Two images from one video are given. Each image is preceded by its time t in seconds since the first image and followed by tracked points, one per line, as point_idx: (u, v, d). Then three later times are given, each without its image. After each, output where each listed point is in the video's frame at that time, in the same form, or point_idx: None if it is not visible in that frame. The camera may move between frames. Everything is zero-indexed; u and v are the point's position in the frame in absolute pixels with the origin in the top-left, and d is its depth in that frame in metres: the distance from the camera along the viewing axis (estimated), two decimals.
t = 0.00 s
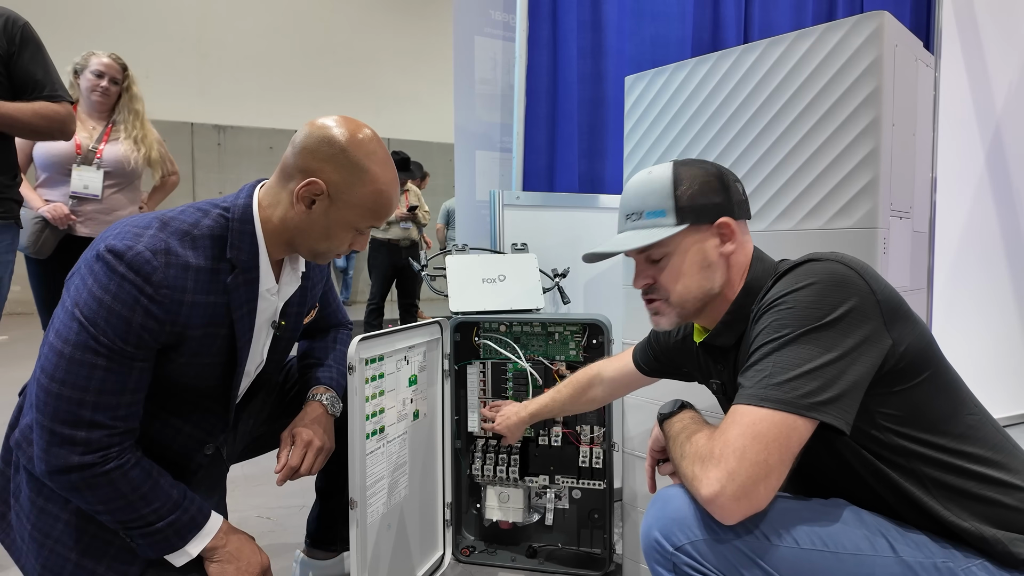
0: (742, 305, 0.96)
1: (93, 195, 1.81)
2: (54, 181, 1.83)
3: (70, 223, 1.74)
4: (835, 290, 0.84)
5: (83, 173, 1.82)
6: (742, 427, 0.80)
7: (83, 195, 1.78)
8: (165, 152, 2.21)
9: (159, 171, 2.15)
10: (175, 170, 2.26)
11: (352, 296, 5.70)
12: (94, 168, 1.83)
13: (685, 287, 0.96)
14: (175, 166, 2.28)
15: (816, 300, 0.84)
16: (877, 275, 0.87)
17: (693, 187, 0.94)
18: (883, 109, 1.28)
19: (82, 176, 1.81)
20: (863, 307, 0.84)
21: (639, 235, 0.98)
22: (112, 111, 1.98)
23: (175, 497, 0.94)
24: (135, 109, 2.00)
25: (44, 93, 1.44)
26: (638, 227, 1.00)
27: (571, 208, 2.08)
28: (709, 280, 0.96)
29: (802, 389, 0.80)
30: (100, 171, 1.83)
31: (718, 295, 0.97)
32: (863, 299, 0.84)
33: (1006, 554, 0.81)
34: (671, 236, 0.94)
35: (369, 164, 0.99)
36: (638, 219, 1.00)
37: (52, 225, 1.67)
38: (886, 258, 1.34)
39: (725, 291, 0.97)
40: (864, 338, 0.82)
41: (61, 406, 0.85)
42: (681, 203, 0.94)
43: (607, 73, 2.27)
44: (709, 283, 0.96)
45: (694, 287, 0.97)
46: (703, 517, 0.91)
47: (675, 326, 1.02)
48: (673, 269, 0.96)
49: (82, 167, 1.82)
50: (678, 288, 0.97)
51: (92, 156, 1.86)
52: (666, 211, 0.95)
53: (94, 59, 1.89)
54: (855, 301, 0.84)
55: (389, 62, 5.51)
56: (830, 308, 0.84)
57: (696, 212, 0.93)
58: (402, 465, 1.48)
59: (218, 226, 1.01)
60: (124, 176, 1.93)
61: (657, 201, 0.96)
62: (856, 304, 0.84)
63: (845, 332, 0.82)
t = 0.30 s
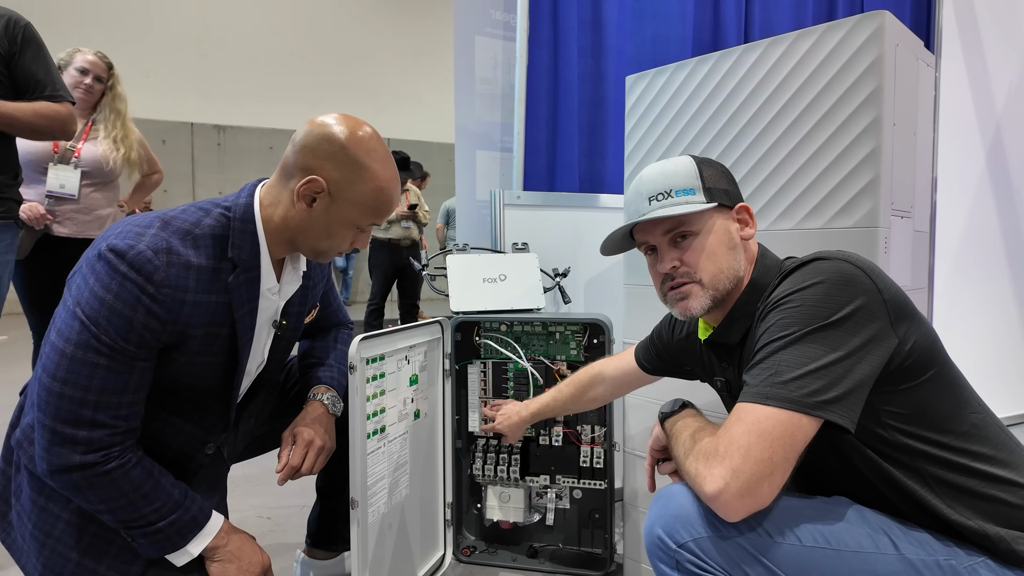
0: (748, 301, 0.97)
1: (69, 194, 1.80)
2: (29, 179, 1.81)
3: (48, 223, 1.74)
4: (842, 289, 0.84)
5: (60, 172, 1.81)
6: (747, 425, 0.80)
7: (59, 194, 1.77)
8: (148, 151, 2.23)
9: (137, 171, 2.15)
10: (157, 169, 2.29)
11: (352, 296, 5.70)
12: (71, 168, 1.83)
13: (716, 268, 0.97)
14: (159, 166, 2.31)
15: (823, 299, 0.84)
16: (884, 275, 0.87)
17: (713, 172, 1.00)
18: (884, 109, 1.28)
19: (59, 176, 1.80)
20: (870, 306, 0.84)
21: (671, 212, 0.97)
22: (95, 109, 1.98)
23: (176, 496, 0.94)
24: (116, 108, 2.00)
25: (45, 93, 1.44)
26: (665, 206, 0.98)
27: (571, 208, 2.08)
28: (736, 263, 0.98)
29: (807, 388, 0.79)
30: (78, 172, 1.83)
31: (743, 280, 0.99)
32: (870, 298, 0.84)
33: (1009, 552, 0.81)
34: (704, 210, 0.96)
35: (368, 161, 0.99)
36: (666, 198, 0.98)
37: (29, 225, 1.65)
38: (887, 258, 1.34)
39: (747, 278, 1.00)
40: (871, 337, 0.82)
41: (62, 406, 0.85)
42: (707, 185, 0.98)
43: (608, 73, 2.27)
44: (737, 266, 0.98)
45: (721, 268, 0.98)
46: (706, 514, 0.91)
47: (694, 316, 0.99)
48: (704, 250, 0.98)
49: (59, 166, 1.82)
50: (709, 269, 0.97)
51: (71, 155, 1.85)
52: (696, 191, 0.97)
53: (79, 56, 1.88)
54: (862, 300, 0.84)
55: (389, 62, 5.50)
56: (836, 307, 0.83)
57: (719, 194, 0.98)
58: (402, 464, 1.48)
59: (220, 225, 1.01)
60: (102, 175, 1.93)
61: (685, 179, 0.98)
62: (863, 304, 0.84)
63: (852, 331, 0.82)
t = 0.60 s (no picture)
0: (748, 301, 0.97)
1: (69, 193, 1.79)
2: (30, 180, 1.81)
3: (51, 224, 1.74)
4: (841, 288, 0.84)
5: (60, 171, 1.81)
6: (746, 422, 0.80)
7: (59, 193, 1.77)
8: (145, 148, 2.22)
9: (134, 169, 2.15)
10: (154, 166, 2.29)
11: (351, 296, 5.70)
12: (72, 166, 1.83)
13: (713, 269, 0.97)
14: (155, 163, 2.31)
15: (821, 297, 0.84)
16: (882, 273, 0.87)
17: (712, 172, 0.99)
18: (884, 108, 1.28)
19: (59, 175, 1.80)
20: (868, 304, 0.84)
21: (668, 213, 0.97)
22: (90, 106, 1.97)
23: (177, 496, 0.94)
24: (109, 103, 1.99)
25: (42, 93, 1.44)
26: (663, 208, 0.98)
27: (572, 208, 2.08)
28: (733, 263, 0.98)
29: (806, 386, 0.80)
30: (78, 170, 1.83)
31: (740, 280, 0.99)
32: (868, 297, 0.84)
33: (1007, 551, 0.82)
34: (701, 211, 0.96)
35: (349, 133, 0.98)
36: (664, 199, 0.98)
37: (33, 226, 1.66)
38: (887, 257, 1.34)
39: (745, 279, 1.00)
40: (869, 335, 0.83)
41: (64, 405, 0.85)
42: (705, 185, 0.98)
43: (608, 72, 2.27)
44: (733, 267, 0.98)
45: (718, 269, 0.98)
46: (706, 512, 0.91)
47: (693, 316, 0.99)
48: (701, 251, 0.97)
49: (60, 164, 1.81)
50: (706, 269, 0.97)
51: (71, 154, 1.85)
52: (693, 192, 0.97)
53: (70, 51, 1.89)
54: (860, 299, 0.84)
55: (389, 61, 5.50)
56: (835, 305, 0.83)
57: (718, 194, 0.98)
58: (402, 464, 1.48)
59: (221, 224, 1.01)
60: (102, 174, 1.92)
61: (683, 180, 0.98)
62: (861, 302, 0.84)
63: (850, 329, 0.82)
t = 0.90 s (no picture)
0: (747, 300, 0.96)
1: (73, 190, 1.78)
2: (36, 179, 1.83)
3: (56, 223, 1.74)
4: (840, 286, 0.84)
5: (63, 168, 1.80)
6: (745, 421, 0.80)
7: (63, 190, 1.76)
8: (154, 144, 2.22)
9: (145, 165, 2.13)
10: (165, 162, 2.29)
11: (351, 296, 5.70)
12: (76, 164, 1.82)
13: (694, 274, 0.97)
14: (166, 160, 2.31)
15: (821, 295, 0.84)
16: (882, 272, 0.87)
17: (707, 173, 0.96)
18: (884, 107, 1.28)
19: (63, 172, 1.78)
20: (867, 303, 0.84)
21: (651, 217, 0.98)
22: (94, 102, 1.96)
23: (177, 495, 0.94)
24: (111, 96, 1.97)
25: (40, 91, 1.44)
26: (649, 212, 0.99)
27: (571, 207, 2.08)
28: (717, 268, 0.97)
29: (805, 384, 0.79)
30: (82, 167, 1.81)
31: (725, 284, 0.98)
32: (867, 295, 0.84)
33: (1007, 550, 0.82)
34: (685, 218, 0.95)
35: (341, 118, 0.98)
36: (650, 204, 0.99)
37: (37, 224, 1.67)
38: (887, 256, 1.34)
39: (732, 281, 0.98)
40: (868, 333, 0.82)
41: (65, 402, 0.85)
42: (693, 189, 0.95)
43: (608, 72, 2.27)
44: (717, 272, 0.97)
45: (701, 274, 0.97)
46: (706, 512, 0.90)
47: (677, 317, 1.00)
48: (683, 257, 0.97)
49: (64, 161, 1.80)
50: (687, 275, 0.97)
51: (75, 152, 1.84)
52: (679, 197, 0.96)
53: (70, 48, 1.90)
54: (859, 297, 0.84)
55: (389, 61, 5.50)
56: (834, 303, 0.83)
57: (709, 198, 0.95)
58: (402, 464, 1.48)
59: (220, 221, 1.01)
60: (108, 171, 1.90)
61: (670, 184, 0.97)
62: (861, 300, 0.84)
63: (849, 327, 0.82)
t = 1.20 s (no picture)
0: (748, 304, 0.95)
1: (76, 190, 1.78)
2: (41, 179, 1.83)
3: (59, 223, 1.73)
4: (841, 289, 0.84)
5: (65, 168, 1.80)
6: (746, 424, 0.80)
7: (65, 190, 1.76)
8: (161, 142, 2.21)
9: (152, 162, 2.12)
10: (174, 161, 2.28)
11: (351, 297, 5.69)
12: (79, 163, 1.81)
13: (659, 291, 1.01)
14: (176, 157, 2.30)
15: (822, 299, 0.84)
16: (883, 275, 0.87)
17: (666, 197, 0.96)
18: (884, 108, 1.28)
19: (66, 172, 1.79)
20: (868, 306, 0.83)
21: (625, 236, 1.05)
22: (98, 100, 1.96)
23: (177, 496, 0.94)
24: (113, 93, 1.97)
25: (38, 91, 1.43)
26: (624, 231, 1.05)
27: (571, 208, 2.08)
28: (680, 286, 0.98)
29: (805, 387, 0.79)
30: (84, 167, 1.81)
31: (692, 300, 0.99)
32: (869, 299, 0.84)
33: (1008, 552, 0.82)
34: (643, 242, 1.00)
35: (344, 122, 0.98)
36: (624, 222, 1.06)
37: (41, 225, 1.67)
38: (887, 257, 1.34)
39: (703, 297, 0.99)
40: (869, 336, 0.82)
41: (64, 404, 0.85)
42: (651, 214, 0.98)
43: (608, 72, 2.27)
44: (679, 291, 0.99)
45: (664, 291, 1.01)
46: (706, 514, 0.90)
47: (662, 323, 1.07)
48: (650, 273, 1.02)
49: (67, 161, 1.80)
50: (654, 290, 1.02)
51: (78, 152, 1.84)
52: (639, 221, 1.00)
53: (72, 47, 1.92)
54: (860, 300, 0.84)
55: (389, 61, 5.49)
56: (835, 306, 0.83)
57: (667, 222, 0.96)
58: (402, 464, 1.48)
59: (219, 222, 1.01)
60: (113, 170, 1.89)
61: (634, 207, 1.01)
62: (862, 303, 0.83)
63: (850, 331, 0.82)
